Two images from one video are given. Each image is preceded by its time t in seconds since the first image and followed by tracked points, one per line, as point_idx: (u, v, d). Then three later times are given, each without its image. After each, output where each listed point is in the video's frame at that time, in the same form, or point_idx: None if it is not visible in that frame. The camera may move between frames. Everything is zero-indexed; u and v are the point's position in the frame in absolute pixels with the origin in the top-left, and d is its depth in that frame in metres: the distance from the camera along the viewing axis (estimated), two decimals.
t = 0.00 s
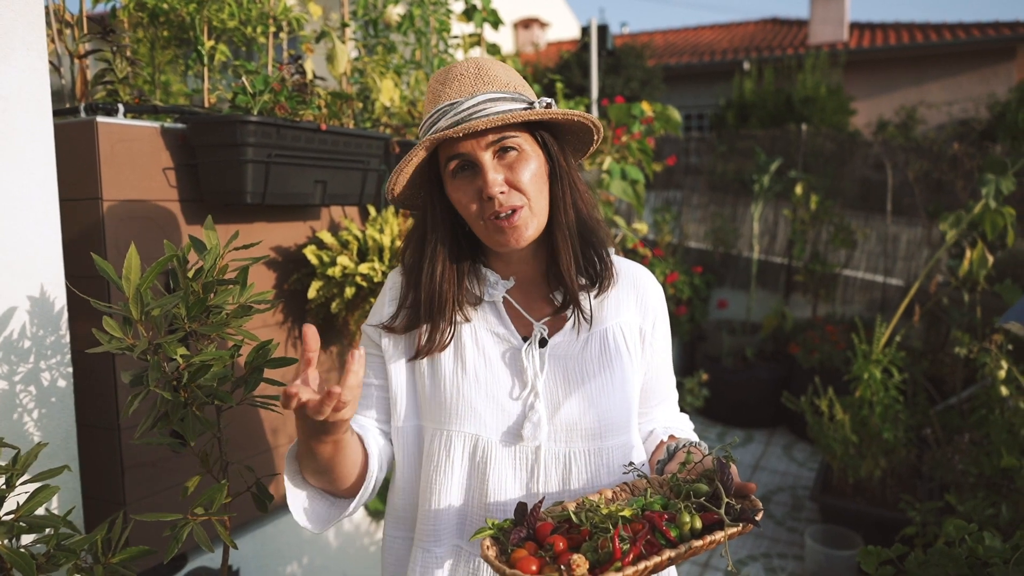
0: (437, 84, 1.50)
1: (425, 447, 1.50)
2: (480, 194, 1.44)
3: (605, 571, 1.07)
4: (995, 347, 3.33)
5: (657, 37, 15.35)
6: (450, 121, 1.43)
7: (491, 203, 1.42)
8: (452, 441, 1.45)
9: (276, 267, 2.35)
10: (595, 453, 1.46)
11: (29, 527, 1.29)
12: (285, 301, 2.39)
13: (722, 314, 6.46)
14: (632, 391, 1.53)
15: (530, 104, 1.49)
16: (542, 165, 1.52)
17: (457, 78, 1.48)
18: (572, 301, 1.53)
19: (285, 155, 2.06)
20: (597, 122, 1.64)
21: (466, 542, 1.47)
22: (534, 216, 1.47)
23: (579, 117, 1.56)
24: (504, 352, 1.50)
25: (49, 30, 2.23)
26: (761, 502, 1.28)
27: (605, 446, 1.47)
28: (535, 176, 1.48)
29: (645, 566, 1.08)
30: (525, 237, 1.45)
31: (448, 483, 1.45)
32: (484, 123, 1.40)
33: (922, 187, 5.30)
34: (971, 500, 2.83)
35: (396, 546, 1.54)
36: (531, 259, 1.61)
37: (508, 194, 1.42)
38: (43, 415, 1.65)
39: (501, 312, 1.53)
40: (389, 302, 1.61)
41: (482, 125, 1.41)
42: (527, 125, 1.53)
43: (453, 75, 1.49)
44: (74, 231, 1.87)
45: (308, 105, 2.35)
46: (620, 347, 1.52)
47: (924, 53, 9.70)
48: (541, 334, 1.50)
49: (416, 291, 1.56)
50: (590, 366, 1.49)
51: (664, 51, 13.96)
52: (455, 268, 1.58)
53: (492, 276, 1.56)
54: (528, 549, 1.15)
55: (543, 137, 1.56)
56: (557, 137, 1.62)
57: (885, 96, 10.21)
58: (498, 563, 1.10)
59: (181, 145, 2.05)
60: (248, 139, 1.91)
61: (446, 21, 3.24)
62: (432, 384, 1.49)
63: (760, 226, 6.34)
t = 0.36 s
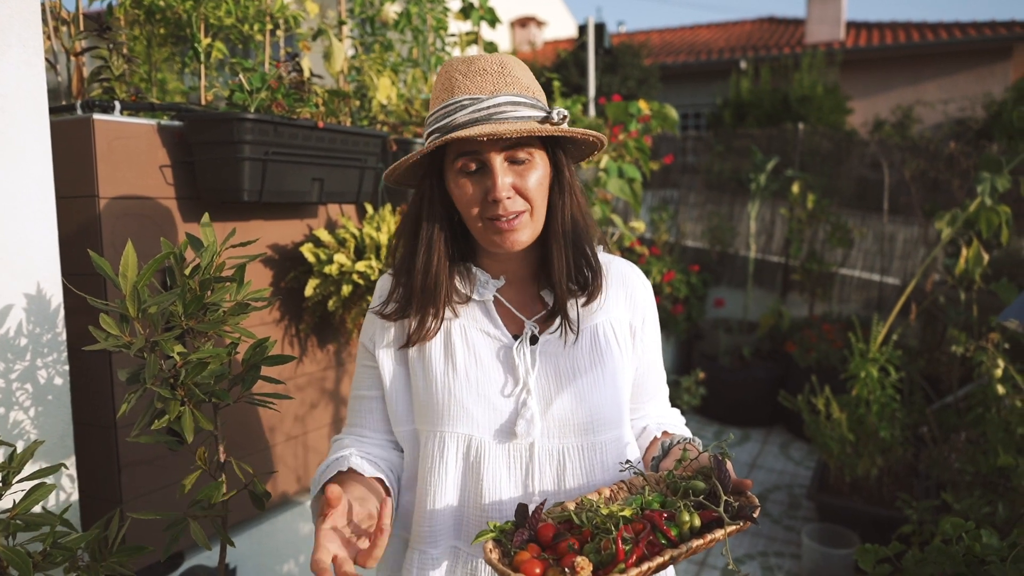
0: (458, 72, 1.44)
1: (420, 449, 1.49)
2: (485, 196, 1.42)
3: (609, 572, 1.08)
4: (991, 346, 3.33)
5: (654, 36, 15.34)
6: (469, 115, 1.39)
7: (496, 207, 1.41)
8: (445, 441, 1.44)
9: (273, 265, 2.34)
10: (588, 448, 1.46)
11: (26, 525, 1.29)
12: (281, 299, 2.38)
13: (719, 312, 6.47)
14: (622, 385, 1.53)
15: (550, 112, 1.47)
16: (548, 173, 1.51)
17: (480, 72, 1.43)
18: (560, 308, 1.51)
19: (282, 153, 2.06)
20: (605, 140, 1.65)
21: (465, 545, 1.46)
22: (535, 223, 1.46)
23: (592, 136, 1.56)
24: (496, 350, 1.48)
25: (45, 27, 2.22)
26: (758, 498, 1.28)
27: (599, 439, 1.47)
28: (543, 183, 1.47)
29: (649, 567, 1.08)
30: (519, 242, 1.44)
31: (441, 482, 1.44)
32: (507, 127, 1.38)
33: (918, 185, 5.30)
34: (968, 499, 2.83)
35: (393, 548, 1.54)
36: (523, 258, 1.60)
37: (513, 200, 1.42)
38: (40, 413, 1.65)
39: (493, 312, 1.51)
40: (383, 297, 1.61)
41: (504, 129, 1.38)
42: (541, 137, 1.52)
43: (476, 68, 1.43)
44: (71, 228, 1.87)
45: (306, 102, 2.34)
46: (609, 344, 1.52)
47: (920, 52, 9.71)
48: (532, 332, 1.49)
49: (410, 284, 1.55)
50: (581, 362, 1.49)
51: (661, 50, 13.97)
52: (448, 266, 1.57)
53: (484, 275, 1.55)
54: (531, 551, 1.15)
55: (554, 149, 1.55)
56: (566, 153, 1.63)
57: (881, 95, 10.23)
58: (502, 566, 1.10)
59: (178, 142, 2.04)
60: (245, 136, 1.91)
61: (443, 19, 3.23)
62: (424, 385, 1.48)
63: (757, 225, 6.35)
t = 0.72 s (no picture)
0: (485, 76, 1.38)
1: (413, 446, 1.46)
2: (504, 209, 1.40)
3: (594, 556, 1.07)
4: (990, 344, 3.34)
5: (651, 35, 15.34)
6: (502, 126, 1.37)
7: (515, 222, 1.40)
8: (437, 434, 1.42)
9: (273, 264, 2.34)
10: (581, 440, 1.47)
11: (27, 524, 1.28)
12: (281, 298, 2.38)
13: (717, 312, 6.47)
14: (614, 377, 1.53)
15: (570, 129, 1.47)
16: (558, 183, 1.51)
17: (509, 82, 1.39)
18: (557, 302, 1.52)
19: (282, 152, 2.05)
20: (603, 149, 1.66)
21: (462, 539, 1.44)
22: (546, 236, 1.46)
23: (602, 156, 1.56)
24: (487, 344, 1.48)
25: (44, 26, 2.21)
26: (770, 487, 1.28)
27: (591, 431, 1.47)
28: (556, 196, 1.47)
29: (633, 551, 1.08)
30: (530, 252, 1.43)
31: (434, 478, 1.41)
32: (539, 143, 1.38)
33: (917, 185, 5.31)
34: (968, 498, 2.84)
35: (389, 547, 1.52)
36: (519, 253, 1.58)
37: (531, 211, 1.41)
38: (39, 412, 1.64)
39: (483, 305, 1.51)
40: (381, 296, 1.55)
41: (536, 145, 1.37)
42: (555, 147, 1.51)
43: (505, 76, 1.38)
44: (71, 226, 1.86)
45: (306, 101, 2.35)
46: (598, 335, 1.53)
47: (918, 51, 9.73)
48: (523, 325, 1.50)
49: (415, 282, 1.52)
50: (572, 354, 1.50)
51: (659, 48, 13.96)
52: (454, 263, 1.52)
53: (474, 271, 1.54)
54: (518, 539, 1.14)
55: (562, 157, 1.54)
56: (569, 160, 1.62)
57: (879, 95, 10.24)
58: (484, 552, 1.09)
59: (178, 140, 2.03)
60: (245, 134, 1.90)
61: (442, 17, 3.23)
62: (416, 380, 1.46)
63: (755, 224, 6.36)
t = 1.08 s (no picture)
0: (496, 76, 1.37)
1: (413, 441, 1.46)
2: (512, 207, 1.40)
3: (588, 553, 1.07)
4: (998, 344, 3.32)
5: (655, 35, 15.31)
6: (511, 125, 1.37)
7: (523, 218, 1.40)
8: (438, 427, 1.42)
9: (277, 265, 2.34)
10: (582, 432, 1.46)
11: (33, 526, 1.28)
12: (286, 299, 2.38)
13: (722, 312, 6.45)
14: (614, 371, 1.53)
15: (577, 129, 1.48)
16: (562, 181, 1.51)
17: (518, 82, 1.39)
18: (556, 294, 1.52)
19: (287, 153, 2.05)
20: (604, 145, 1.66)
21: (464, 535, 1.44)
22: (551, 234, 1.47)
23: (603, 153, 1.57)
24: (487, 337, 1.48)
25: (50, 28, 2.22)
26: (775, 487, 1.28)
27: (592, 423, 1.47)
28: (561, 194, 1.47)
29: (626, 550, 1.07)
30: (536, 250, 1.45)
31: (434, 472, 1.40)
32: (549, 142, 1.38)
33: (923, 184, 5.29)
34: (974, 498, 2.83)
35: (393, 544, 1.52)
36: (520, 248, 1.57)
37: (539, 210, 1.41)
38: (45, 413, 1.64)
39: (483, 299, 1.50)
40: (383, 295, 1.55)
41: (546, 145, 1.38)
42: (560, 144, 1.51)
43: (514, 76, 1.39)
44: (76, 227, 1.87)
45: (310, 102, 2.33)
46: (598, 328, 1.53)
47: (924, 50, 9.69)
48: (523, 318, 1.50)
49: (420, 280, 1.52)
50: (572, 347, 1.50)
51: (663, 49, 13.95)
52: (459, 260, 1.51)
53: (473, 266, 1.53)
54: (512, 537, 1.13)
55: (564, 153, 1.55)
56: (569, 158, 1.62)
57: (884, 94, 10.21)
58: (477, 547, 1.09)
59: (183, 142, 2.04)
60: (249, 136, 1.91)
61: (446, 18, 3.23)
62: (417, 374, 1.46)
63: (760, 224, 6.35)
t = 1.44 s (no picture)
0: (478, 66, 1.39)
1: (408, 443, 1.45)
2: (496, 196, 1.39)
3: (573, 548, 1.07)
4: (1002, 345, 3.30)
5: (659, 35, 15.28)
6: (492, 113, 1.35)
7: (505, 207, 1.38)
8: (433, 430, 1.41)
9: (276, 264, 2.33)
10: (579, 436, 1.45)
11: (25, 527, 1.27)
12: (284, 299, 2.38)
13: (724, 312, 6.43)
14: (614, 373, 1.51)
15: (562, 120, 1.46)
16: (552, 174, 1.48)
17: (500, 71, 1.39)
18: (553, 295, 1.51)
19: (285, 152, 2.04)
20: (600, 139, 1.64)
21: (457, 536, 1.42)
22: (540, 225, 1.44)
23: (593, 143, 1.55)
24: (484, 340, 1.47)
25: (48, 27, 2.21)
26: (768, 488, 1.26)
27: (590, 427, 1.46)
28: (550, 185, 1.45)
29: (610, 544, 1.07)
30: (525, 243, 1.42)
31: (428, 474, 1.39)
32: (531, 128, 1.36)
33: (926, 184, 5.26)
34: (978, 499, 2.81)
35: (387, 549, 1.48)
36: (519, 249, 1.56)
37: (525, 200, 1.39)
38: (41, 413, 1.64)
39: (480, 301, 1.49)
40: (378, 294, 1.55)
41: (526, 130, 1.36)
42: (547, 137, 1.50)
43: (496, 66, 1.39)
44: (73, 227, 1.86)
45: (308, 101, 2.33)
46: (596, 331, 1.52)
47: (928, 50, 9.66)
48: (520, 320, 1.49)
49: (412, 278, 1.51)
50: (570, 349, 1.48)
51: (666, 48, 13.92)
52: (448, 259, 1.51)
53: (472, 268, 1.53)
54: (500, 532, 1.14)
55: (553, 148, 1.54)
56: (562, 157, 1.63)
57: (888, 94, 10.18)
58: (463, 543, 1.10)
59: (180, 141, 2.03)
60: (246, 135, 1.90)
61: (447, 17, 3.22)
62: (413, 376, 1.45)
63: (763, 224, 6.33)
